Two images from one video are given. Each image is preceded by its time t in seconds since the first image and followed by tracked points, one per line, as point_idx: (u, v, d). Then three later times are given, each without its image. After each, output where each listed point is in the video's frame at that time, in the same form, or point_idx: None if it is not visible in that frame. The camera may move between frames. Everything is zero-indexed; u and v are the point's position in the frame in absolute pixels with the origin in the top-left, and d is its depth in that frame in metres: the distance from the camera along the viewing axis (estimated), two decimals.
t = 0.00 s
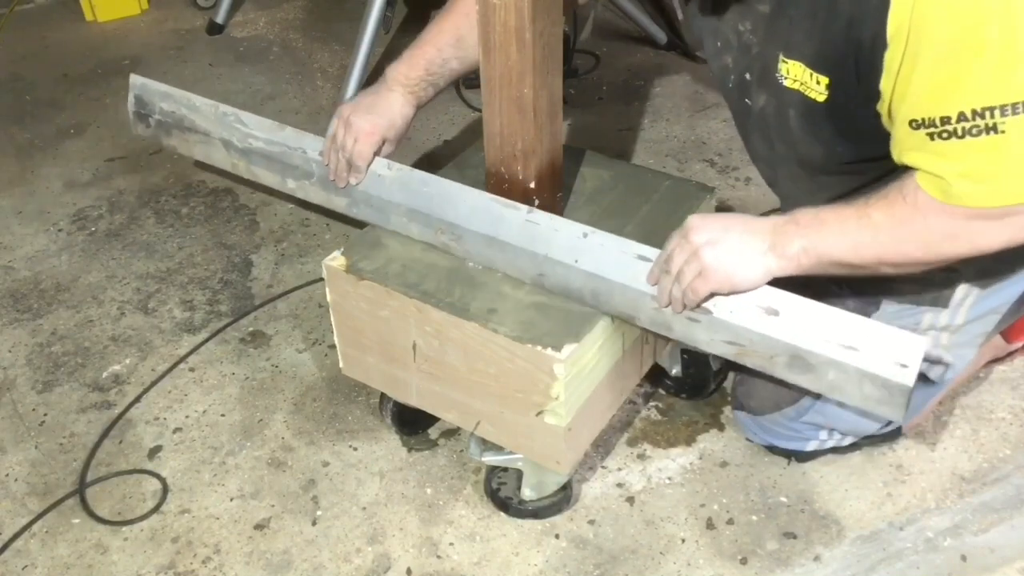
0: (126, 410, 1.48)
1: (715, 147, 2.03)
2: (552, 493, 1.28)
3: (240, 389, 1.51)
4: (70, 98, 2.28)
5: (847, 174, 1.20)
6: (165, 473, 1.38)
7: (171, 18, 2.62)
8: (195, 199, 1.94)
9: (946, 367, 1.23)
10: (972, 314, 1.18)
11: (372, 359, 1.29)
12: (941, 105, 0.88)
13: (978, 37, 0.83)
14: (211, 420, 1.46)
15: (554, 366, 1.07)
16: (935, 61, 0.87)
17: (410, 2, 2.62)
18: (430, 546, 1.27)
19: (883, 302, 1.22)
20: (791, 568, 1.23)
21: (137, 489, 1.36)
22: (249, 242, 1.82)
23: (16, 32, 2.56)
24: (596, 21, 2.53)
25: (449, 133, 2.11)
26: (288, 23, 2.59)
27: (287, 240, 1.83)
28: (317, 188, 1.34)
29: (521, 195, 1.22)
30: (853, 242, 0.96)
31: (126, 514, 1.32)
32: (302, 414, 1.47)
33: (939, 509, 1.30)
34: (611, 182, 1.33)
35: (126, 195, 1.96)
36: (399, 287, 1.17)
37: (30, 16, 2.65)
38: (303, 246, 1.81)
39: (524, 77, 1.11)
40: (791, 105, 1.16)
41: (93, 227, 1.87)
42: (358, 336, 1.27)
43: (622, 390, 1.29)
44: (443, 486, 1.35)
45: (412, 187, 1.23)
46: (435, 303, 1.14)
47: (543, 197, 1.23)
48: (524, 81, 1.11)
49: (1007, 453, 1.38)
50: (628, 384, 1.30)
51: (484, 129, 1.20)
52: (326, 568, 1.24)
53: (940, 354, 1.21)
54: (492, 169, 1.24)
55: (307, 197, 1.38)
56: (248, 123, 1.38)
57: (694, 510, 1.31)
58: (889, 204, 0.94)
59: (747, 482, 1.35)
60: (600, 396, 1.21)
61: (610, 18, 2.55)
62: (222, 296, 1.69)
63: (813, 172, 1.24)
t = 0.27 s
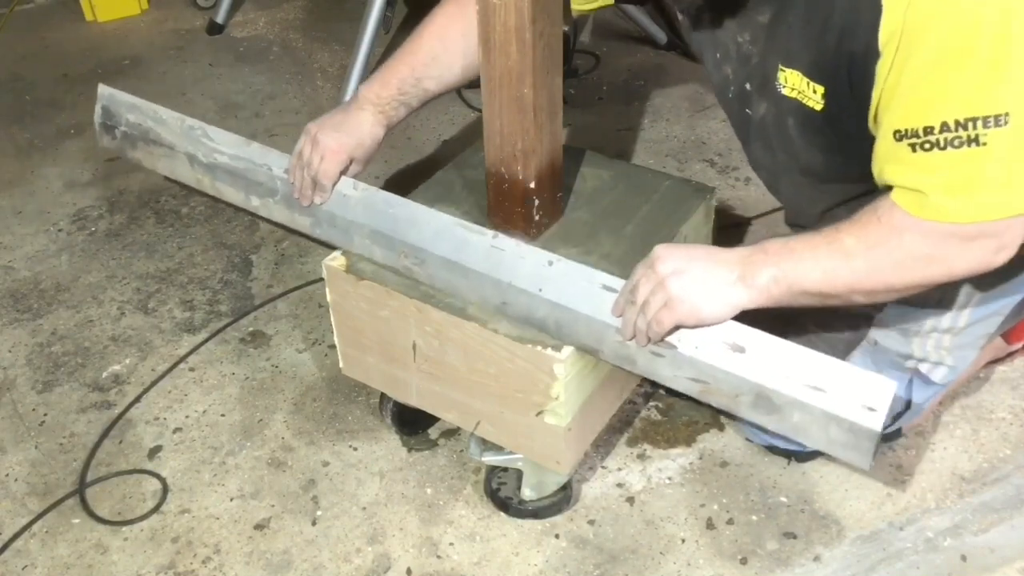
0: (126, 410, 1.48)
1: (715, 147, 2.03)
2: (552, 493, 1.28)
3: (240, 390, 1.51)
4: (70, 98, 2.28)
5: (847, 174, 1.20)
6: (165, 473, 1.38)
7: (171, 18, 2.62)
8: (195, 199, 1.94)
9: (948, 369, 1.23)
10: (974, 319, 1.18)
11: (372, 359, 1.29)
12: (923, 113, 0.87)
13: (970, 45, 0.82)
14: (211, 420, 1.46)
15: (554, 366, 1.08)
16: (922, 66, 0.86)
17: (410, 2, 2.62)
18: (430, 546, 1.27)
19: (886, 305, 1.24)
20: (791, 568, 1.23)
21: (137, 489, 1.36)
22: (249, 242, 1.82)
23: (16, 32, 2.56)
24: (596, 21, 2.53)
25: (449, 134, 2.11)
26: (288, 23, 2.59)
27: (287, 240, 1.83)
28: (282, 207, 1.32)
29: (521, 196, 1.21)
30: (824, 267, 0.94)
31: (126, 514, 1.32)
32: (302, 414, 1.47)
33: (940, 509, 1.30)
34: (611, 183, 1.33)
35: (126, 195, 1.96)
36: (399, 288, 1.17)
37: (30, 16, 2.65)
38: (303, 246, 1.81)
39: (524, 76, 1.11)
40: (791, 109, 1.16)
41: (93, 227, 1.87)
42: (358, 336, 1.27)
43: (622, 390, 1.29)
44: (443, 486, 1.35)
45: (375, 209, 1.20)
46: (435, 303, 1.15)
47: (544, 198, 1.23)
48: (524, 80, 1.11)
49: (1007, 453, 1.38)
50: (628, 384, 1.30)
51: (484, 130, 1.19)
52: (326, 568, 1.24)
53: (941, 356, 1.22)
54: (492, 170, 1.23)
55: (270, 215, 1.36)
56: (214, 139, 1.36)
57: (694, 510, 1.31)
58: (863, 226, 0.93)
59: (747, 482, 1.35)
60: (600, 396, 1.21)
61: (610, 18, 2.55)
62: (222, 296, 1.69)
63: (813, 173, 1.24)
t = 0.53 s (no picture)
0: (126, 410, 1.48)
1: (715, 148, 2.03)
2: (552, 493, 1.28)
3: (240, 390, 1.51)
4: (70, 98, 2.28)
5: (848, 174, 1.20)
6: (165, 473, 1.38)
7: (171, 18, 2.62)
8: (195, 199, 1.94)
9: (945, 363, 1.20)
10: (973, 308, 1.15)
11: (372, 359, 1.29)
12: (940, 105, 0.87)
13: (992, 17, 0.73)
14: (211, 420, 1.46)
15: (554, 366, 1.08)
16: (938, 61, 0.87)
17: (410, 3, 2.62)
18: (430, 546, 1.27)
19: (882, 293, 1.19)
20: (791, 568, 1.23)
21: (137, 489, 1.36)
22: (249, 242, 1.82)
23: (17, 32, 2.56)
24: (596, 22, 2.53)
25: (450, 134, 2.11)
26: (289, 23, 2.59)
27: (287, 240, 1.83)
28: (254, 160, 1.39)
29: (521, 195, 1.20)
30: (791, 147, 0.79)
31: (126, 514, 1.32)
32: (302, 414, 1.47)
33: (940, 509, 1.30)
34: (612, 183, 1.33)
35: (126, 196, 1.96)
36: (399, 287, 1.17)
37: (30, 16, 2.65)
38: (303, 246, 1.81)
39: (524, 76, 1.11)
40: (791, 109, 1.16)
41: (93, 227, 1.87)
42: (358, 336, 1.27)
43: (622, 390, 1.29)
44: (443, 486, 1.35)
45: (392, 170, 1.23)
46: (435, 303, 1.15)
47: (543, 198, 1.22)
48: (524, 80, 1.11)
49: (1007, 453, 1.38)
50: (628, 384, 1.30)
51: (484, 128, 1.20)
52: (326, 568, 1.24)
53: (938, 351, 1.18)
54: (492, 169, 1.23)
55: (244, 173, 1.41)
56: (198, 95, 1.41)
57: (694, 510, 1.31)
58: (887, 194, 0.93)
59: (747, 482, 1.35)
60: (600, 396, 1.21)
61: (611, 18, 2.55)
62: (222, 296, 1.69)
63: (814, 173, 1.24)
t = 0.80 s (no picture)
0: (126, 410, 1.48)
1: (715, 147, 2.03)
2: (552, 493, 1.28)
3: (240, 390, 1.51)
4: (70, 98, 2.28)
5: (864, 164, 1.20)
6: (165, 473, 1.38)
7: (171, 19, 2.62)
8: (195, 199, 1.94)
9: (926, 351, 1.21)
10: (948, 294, 1.16)
11: (372, 359, 1.29)
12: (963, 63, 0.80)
13: None
14: (211, 420, 1.46)
15: (554, 366, 1.08)
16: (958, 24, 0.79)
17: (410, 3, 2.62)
18: (430, 546, 1.27)
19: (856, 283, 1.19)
20: (791, 568, 1.23)
21: (137, 488, 1.36)
22: (249, 242, 1.82)
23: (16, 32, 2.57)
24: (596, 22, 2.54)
25: (450, 134, 2.11)
26: (288, 23, 2.59)
27: (287, 240, 1.83)
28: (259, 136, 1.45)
29: (521, 197, 1.20)
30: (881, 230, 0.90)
31: (126, 514, 1.32)
32: (302, 414, 1.47)
33: (940, 509, 1.30)
34: (612, 183, 1.33)
35: (126, 195, 1.96)
36: (399, 288, 1.17)
37: (29, 16, 2.65)
38: (303, 246, 1.81)
39: (524, 76, 1.11)
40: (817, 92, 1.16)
41: (93, 227, 1.87)
42: (357, 336, 1.27)
43: (622, 390, 1.28)
44: (443, 486, 1.35)
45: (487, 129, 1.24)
46: (435, 302, 1.15)
47: (544, 199, 1.21)
48: (524, 81, 1.11)
49: (1007, 453, 1.38)
50: (628, 384, 1.29)
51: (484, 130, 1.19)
52: (326, 568, 1.24)
53: (919, 338, 1.20)
54: (491, 172, 1.23)
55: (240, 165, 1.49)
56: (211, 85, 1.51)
57: (694, 510, 1.31)
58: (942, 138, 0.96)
59: (747, 482, 1.35)
60: (600, 396, 1.21)
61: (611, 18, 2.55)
62: (222, 296, 1.69)
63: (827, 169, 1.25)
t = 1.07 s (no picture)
0: (126, 410, 1.48)
1: (715, 147, 2.03)
2: (552, 493, 1.28)
3: (240, 390, 1.51)
4: (70, 98, 2.28)
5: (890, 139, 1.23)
6: (165, 473, 1.38)
7: (171, 19, 2.62)
8: (195, 199, 1.94)
9: (994, 266, 1.26)
10: (1009, 208, 1.21)
11: (372, 359, 1.29)
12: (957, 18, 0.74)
13: None
14: (211, 420, 1.46)
15: (554, 366, 1.08)
16: None
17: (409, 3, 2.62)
18: (430, 546, 1.27)
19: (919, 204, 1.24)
20: (791, 568, 1.23)
21: (137, 488, 1.36)
22: (249, 242, 1.82)
23: (16, 33, 2.57)
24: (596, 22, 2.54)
25: (450, 134, 2.11)
26: (288, 23, 2.59)
27: (287, 240, 1.83)
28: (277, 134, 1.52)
29: (521, 197, 1.20)
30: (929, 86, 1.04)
31: (126, 514, 1.32)
32: (302, 414, 1.47)
33: (940, 509, 1.30)
34: (612, 183, 1.33)
35: (126, 195, 1.96)
36: (399, 288, 1.17)
37: (29, 16, 2.65)
38: (303, 246, 1.81)
39: (524, 76, 1.11)
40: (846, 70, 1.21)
41: (93, 227, 1.87)
42: (358, 336, 1.27)
43: (622, 390, 1.28)
44: (443, 486, 1.35)
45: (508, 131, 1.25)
46: (435, 302, 1.15)
47: (544, 199, 1.22)
48: (524, 81, 1.11)
49: (1007, 453, 1.38)
50: (628, 383, 1.29)
51: (484, 130, 1.19)
52: (326, 568, 1.24)
53: (985, 255, 1.25)
54: (491, 172, 1.23)
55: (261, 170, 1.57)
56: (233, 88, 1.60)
57: (694, 510, 1.31)
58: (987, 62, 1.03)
59: (747, 482, 1.35)
60: (600, 396, 1.21)
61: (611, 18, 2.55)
62: (222, 296, 1.69)
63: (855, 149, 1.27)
